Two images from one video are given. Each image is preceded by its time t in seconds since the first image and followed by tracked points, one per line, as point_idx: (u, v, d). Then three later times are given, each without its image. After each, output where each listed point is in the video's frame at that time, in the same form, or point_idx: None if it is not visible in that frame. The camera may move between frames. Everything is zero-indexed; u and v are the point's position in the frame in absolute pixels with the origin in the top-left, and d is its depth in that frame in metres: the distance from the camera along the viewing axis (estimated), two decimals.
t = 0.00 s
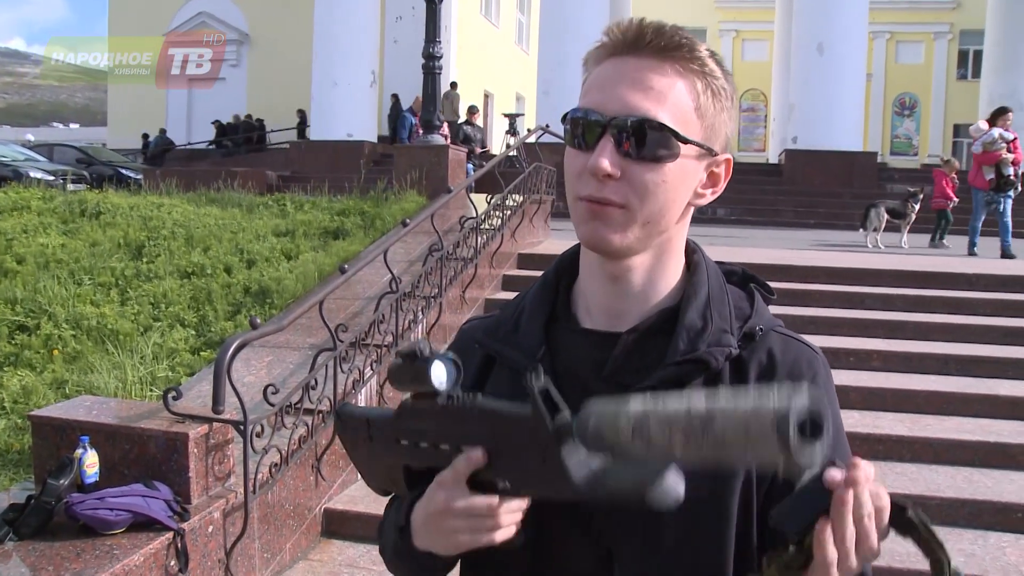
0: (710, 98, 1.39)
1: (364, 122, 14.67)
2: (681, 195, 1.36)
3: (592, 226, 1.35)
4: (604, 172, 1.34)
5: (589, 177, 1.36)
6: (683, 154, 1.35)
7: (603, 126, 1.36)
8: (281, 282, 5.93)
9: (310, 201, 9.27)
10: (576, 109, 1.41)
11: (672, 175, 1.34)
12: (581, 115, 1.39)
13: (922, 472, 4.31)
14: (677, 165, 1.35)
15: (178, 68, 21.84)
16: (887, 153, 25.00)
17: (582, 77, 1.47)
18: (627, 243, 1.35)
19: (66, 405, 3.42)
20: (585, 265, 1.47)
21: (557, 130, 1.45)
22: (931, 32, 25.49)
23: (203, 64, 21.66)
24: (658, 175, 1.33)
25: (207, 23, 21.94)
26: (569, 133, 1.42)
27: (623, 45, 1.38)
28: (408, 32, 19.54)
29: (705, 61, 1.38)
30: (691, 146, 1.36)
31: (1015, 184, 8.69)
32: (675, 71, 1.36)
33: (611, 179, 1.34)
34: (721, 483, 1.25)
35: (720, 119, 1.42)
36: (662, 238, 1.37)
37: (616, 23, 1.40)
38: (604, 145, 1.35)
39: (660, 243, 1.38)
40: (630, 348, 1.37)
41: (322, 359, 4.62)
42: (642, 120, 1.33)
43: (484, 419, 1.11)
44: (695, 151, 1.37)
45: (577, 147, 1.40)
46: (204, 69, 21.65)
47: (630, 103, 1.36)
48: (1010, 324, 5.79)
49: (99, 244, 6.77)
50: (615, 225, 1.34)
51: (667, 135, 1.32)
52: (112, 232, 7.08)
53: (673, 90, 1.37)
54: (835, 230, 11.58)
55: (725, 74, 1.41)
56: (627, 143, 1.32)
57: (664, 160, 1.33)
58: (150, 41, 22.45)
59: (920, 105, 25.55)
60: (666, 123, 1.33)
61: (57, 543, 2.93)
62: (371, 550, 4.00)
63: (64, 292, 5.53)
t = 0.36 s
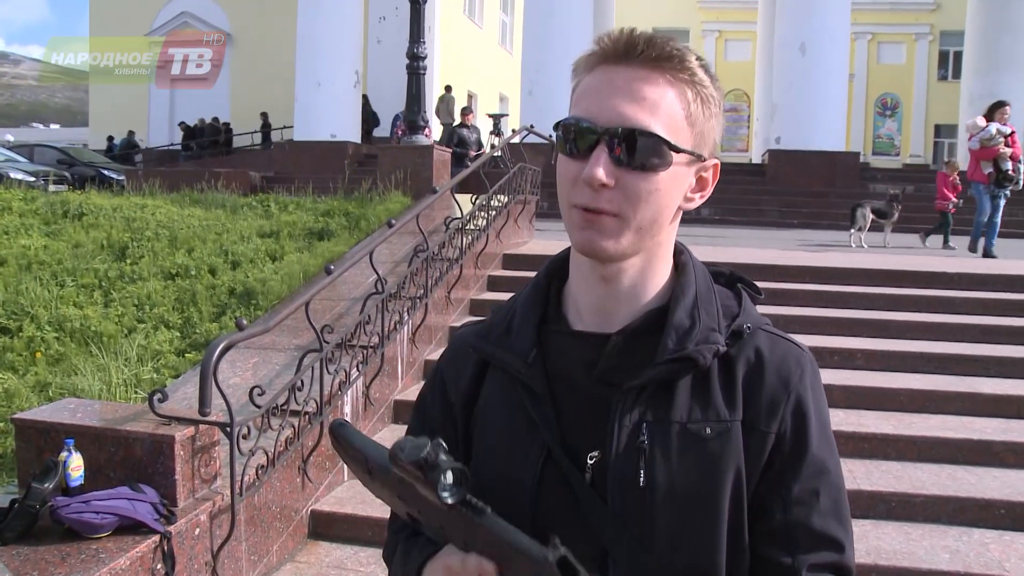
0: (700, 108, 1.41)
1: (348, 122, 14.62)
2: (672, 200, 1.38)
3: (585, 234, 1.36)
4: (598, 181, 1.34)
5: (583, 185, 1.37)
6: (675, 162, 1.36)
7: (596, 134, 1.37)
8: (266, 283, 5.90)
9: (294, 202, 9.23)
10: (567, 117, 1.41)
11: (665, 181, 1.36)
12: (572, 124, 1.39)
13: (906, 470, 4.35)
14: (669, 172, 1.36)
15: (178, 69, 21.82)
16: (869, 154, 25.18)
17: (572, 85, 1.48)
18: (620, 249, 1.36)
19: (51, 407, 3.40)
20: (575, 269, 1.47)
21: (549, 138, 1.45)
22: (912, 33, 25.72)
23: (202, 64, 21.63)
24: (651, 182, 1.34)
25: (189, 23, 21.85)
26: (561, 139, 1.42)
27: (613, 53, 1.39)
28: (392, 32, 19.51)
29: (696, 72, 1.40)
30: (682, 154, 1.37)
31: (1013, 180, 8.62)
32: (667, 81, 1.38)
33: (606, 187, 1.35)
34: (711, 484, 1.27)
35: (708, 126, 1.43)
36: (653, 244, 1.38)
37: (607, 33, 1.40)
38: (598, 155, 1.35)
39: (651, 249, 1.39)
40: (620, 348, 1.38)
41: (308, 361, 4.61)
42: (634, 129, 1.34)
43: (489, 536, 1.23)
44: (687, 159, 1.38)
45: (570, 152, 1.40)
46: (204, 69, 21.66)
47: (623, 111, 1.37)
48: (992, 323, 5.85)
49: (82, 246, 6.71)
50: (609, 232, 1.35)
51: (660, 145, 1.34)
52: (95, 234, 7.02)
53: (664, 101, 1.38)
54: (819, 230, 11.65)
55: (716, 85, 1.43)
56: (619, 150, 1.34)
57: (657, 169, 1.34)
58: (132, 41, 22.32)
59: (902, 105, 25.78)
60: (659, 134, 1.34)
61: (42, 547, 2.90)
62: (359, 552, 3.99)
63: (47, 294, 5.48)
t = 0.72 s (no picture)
0: (692, 85, 1.41)
1: (342, 120, 14.59)
2: (671, 181, 1.38)
3: (588, 223, 1.35)
4: (596, 165, 1.34)
5: (582, 172, 1.36)
6: (671, 138, 1.36)
7: (590, 121, 1.37)
8: (262, 280, 5.88)
9: (289, 199, 9.21)
10: (561, 109, 1.41)
11: (661, 161, 1.35)
12: (567, 114, 1.39)
13: (904, 462, 4.36)
14: (665, 150, 1.36)
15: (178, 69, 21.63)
16: (864, 147, 25.22)
17: (561, 81, 1.49)
18: (625, 234, 1.35)
19: (48, 406, 3.39)
20: (579, 262, 1.47)
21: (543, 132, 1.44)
22: (905, 27, 25.77)
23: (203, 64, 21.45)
24: (648, 163, 1.34)
25: (181, 21, 21.83)
26: (556, 129, 1.42)
27: (601, 42, 1.39)
28: (385, 29, 19.46)
29: (681, 50, 1.39)
30: (678, 130, 1.37)
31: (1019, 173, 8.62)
32: (655, 61, 1.39)
33: (604, 170, 1.34)
34: (723, 479, 1.28)
35: (702, 104, 1.43)
36: (656, 228, 1.38)
37: (593, 21, 1.41)
38: (593, 139, 1.35)
39: (654, 235, 1.39)
40: (628, 343, 1.37)
41: (305, 358, 4.60)
42: (628, 109, 1.35)
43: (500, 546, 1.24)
44: (683, 135, 1.38)
45: (566, 143, 1.39)
46: (205, 69, 21.50)
47: (616, 94, 1.37)
48: (988, 315, 5.86)
49: (77, 244, 6.69)
50: (612, 217, 1.34)
51: (655, 123, 1.34)
52: (90, 232, 7.01)
53: (655, 81, 1.38)
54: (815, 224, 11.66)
55: (702, 60, 1.43)
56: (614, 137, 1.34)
57: (653, 147, 1.34)
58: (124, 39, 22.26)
59: (895, 99, 25.82)
60: (653, 111, 1.35)
61: (41, 546, 2.90)
62: (358, 548, 3.98)
63: (42, 292, 5.46)
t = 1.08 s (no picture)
0: (661, 82, 1.40)
1: (341, 121, 14.57)
2: (656, 178, 1.37)
3: (580, 228, 1.36)
4: (574, 176, 1.34)
5: (562, 183, 1.36)
6: (646, 136, 1.35)
7: (566, 128, 1.37)
8: (263, 282, 5.88)
9: (290, 200, 9.20)
10: (539, 122, 1.42)
11: (642, 160, 1.35)
12: (546, 123, 1.40)
13: (906, 460, 4.36)
14: (642, 151, 1.35)
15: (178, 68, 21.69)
16: (863, 146, 25.21)
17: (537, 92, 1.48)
18: (616, 238, 1.35)
19: (50, 408, 3.39)
20: (579, 263, 1.46)
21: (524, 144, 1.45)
22: (904, 25, 25.77)
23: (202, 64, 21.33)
24: (629, 165, 1.34)
25: (181, 22, 21.74)
26: (535, 139, 1.42)
27: (565, 50, 1.39)
28: (384, 30, 19.43)
29: (647, 45, 1.39)
30: (652, 128, 1.36)
31: None
32: (621, 63, 1.38)
33: (583, 179, 1.35)
34: (726, 473, 1.28)
35: (677, 97, 1.42)
36: (648, 225, 1.38)
37: (557, 33, 1.41)
38: (570, 150, 1.35)
39: (648, 233, 1.39)
40: (629, 340, 1.37)
41: (307, 360, 4.60)
42: (601, 117, 1.34)
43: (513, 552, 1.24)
44: (659, 131, 1.37)
45: (547, 153, 1.40)
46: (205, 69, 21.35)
47: (587, 104, 1.37)
48: (990, 313, 5.85)
49: (79, 247, 6.68)
50: (600, 221, 1.34)
51: (626, 127, 1.33)
52: (91, 234, 7.00)
53: (623, 82, 1.38)
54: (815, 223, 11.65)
55: (672, 53, 1.41)
56: (594, 141, 1.33)
57: (630, 149, 1.33)
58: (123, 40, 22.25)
59: (895, 97, 25.81)
60: (626, 116, 1.34)
61: (46, 548, 2.90)
62: (361, 550, 3.98)
63: (44, 295, 5.46)
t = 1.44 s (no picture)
0: (713, 98, 1.39)
1: (344, 124, 14.60)
2: (687, 192, 1.37)
3: (603, 229, 1.35)
4: (615, 177, 1.34)
5: (598, 182, 1.36)
6: (689, 154, 1.35)
7: (609, 128, 1.35)
8: (268, 285, 5.88)
9: (294, 203, 9.21)
10: (579, 114, 1.41)
11: (681, 174, 1.35)
12: (585, 118, 1.38)
13: (912, 462, 4.35)
14: (684, 165, 1.35)
15: (178, 68, 21.75)
16: (867, 147, 25.20)
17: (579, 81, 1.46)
18: (639, 245, 1.35)
19: (56, 412, 3.39)
20: (590, 263, 1.46)
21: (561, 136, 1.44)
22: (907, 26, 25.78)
23: (202, 64, 21.56)
24: (665, 176, 1.34)
25: (185, 26, 21.88)
26: (572, 134, 1.41)
27: (621, 46, 1.37)
28: (387, 33, 19.45)
29: (706, 62, 1.37)
30: (696, 146, 1.36)
31: None
32: (678, 71, 1.36)
33: (622, 182, 1.34)
34: (736, 475, 1.27)
35: (720, 115, 1.41)
36: (669, 237, 1.38)
37: (615, 26, 1.39)
38: (613, 150, 1.34)
39: (668, 241, 1.38)
40: (639, 343, 1.37)
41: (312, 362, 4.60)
42: (643, 123, 1.33)
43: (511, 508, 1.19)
44: (701, 150, 1.37)
45: (582, 149, 1.39)
46: (204, 68, 21.62)
47: (633, 105, 1.36)
48: (994, 314, 5.83)
49: (83, 250, 6.70)
50: (625, 227, 1.34)
51: (673, 138, 1.33)
52: (96, 238, 7.01)
53: (676, 93, 1.36)
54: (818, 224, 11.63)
55: (726, 71, 1.40)
56: (632, 145, 1.32)
57: (672, 162, 1.33)
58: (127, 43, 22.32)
59: (898, 98, 25.80)
60: (671, 125, 1.33)
61: (51, 552, 2.90)
62: (366, 553, 3.97)
63: (49, 299, 5.47)
